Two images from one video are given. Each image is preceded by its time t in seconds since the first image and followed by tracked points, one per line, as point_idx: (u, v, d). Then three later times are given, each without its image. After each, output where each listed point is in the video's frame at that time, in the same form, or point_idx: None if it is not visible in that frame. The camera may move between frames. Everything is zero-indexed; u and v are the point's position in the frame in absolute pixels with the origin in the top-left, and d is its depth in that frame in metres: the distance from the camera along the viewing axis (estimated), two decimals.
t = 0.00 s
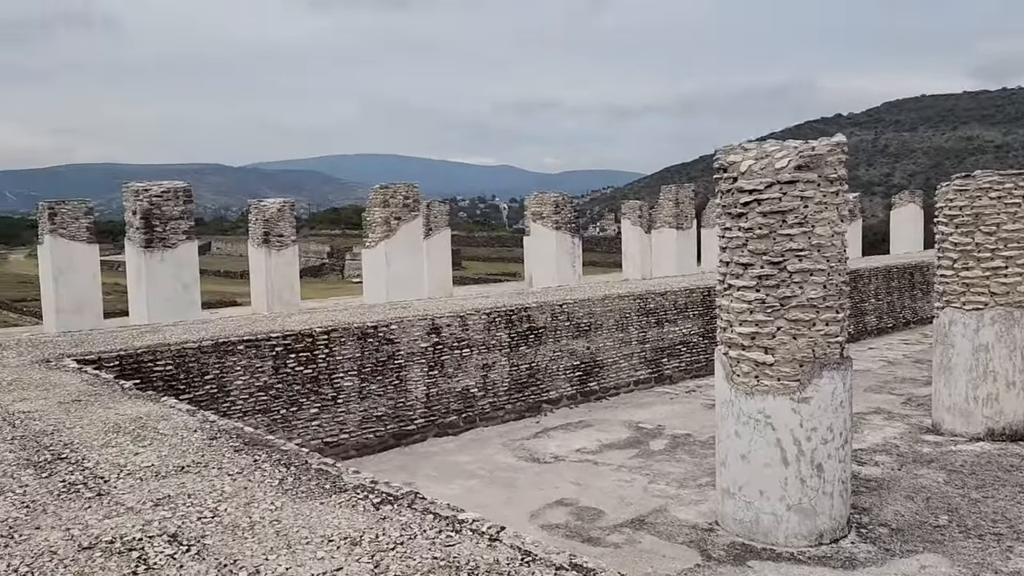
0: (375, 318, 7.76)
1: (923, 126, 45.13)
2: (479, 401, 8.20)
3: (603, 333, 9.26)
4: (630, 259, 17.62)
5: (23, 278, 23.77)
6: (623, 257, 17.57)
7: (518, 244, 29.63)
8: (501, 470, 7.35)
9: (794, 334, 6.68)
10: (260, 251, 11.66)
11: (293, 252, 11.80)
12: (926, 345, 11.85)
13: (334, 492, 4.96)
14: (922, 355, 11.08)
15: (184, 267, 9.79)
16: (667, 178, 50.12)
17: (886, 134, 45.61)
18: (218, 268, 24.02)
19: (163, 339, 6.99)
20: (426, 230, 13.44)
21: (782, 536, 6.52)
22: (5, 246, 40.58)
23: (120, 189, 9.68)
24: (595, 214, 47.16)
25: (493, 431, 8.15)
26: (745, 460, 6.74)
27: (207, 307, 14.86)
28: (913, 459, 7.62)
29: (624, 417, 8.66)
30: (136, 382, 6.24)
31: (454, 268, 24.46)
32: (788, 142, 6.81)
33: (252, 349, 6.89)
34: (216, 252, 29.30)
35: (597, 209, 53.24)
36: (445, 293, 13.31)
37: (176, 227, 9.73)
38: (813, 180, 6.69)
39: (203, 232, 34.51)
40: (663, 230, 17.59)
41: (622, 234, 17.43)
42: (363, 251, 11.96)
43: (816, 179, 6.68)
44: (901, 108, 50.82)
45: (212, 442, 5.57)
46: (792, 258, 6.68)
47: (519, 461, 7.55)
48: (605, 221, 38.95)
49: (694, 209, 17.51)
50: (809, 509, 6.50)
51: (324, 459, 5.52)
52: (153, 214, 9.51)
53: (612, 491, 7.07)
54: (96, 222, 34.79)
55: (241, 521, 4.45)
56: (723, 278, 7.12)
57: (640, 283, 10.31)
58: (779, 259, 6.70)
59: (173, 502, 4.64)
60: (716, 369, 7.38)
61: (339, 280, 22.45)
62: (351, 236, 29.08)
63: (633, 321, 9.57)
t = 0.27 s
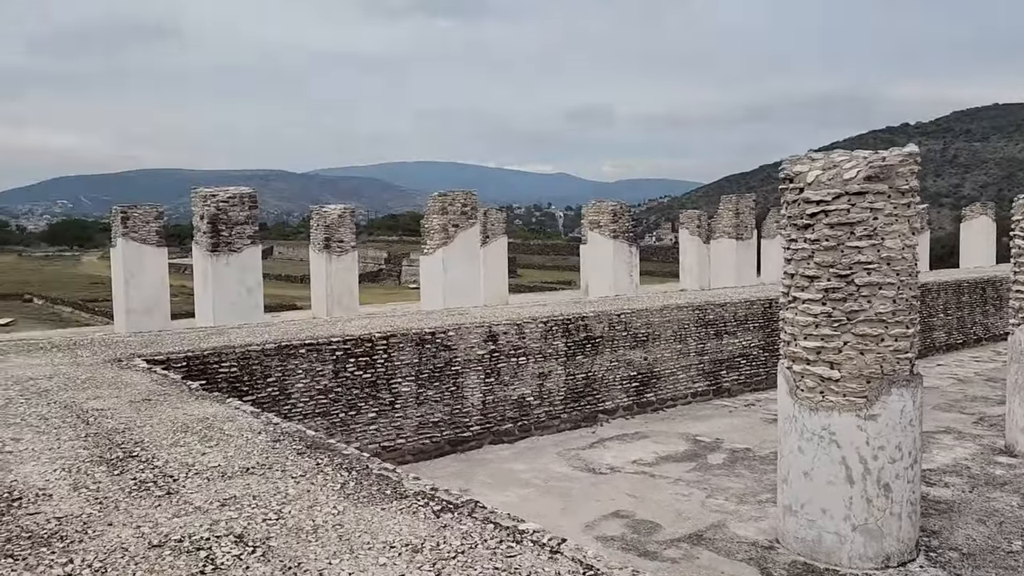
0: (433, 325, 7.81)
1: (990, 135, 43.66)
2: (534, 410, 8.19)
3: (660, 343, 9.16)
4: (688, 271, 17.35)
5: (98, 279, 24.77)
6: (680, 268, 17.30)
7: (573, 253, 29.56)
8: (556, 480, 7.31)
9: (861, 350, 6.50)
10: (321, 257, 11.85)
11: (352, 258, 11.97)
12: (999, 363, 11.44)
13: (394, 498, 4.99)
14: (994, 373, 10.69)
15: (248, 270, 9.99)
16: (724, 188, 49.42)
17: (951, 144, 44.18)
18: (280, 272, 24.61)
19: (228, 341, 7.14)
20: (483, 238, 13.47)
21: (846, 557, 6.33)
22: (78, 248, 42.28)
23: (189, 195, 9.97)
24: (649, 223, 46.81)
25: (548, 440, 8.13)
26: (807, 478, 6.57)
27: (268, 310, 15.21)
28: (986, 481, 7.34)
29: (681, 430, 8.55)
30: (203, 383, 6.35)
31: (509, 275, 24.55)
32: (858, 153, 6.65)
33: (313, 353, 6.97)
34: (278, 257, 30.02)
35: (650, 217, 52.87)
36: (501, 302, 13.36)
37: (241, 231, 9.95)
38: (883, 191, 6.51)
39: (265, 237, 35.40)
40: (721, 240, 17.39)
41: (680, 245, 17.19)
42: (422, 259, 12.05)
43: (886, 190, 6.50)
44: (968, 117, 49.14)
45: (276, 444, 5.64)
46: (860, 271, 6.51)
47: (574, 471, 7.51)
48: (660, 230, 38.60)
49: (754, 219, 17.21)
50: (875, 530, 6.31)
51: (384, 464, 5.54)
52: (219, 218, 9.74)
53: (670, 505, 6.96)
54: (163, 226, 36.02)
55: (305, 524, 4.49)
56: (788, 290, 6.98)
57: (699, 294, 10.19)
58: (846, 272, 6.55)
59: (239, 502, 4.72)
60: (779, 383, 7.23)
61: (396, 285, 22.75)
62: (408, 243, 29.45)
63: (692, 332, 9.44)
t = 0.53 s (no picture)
0: (467, 327, 7.82)
1: None
2: (568, 414, 8.16)
3: (696, 349, 9.08)
4: (723, 276, 17.13)
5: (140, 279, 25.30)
6: (716, 274, 17.09)
7: (607, 257, 29.43)
8: (589, 484, 7.27)
9: (903, 357, 6.38)
10: (356, 258, 11.94)
11: (387, 260, 12.05)
12: None
13: (429, 500, 4.99)
14: None
15: (285, 271, 10.11)
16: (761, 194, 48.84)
17: (993, 149, 43.18)
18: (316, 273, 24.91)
19: (266, 342, 7.20)
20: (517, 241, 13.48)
21: (886, 568, 6.20)
22: (118, 249, 43.19)
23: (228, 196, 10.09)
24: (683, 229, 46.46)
25: (581, 444, 8.09)
26: (846, 487, 6.45)
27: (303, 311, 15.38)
28: None
29: (717, 436, 8.46)
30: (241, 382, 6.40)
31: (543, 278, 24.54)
32: (901, 157, 6.53)
33: (349, 354, 7.01)
34: (313, 258, 30.39)
35: (682, 222, 52.52)
36: (533, 304, 13.36)
37: (279, 233, 10.05)
38: (927, 196, 6.39)
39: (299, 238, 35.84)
40: (757, 245, 17.21)
41: (716, 250, 16.98)
42: (455, 260, 12.10)
43: (931, 195, 6.38)
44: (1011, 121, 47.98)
45: (312, 444, 5.67)
46: (903, 277, 6.40)
47: (607, 476, 7.46)
48: (695, 235, 38.29)
49: (792, 224, 17.01)
50: (916, 541, 6.17)
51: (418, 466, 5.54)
52: (256, 220, 9.86)
53: (705, 512, 6.88)
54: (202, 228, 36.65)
55: (341, 524, 4.51)
56: (828, 296, 6.87)
57: (736, 299, 10.08)
58: (889, 278, 6.44)
59: (276, 502, 4.76)
60: (817, 390, 7.11)
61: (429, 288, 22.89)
62: (442, 245, 29.55)
63: (727, 338, 9.34)
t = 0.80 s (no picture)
0: (484, 330, 7.82)
1: None
2: (585, 417, 8.13)
3: (714, 353, 9.02)
4: (742, 280, 17.01)
5: (162, 280, 25.59)
6: (734, 277, 16.96)
7: (625, 260, 29.35)
8: (606, 488, 7.24)
9: (925, 363, 6.30)
10: (374, 260, 11.98)
11: (405, 262, 12.08)
12: None
13: (446, 502, 4.99)
14: None
15: (303, 272, 10.16)
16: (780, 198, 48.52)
17: (1015, 153, 42.63)
18: (335, 275, 25.06)
19: (284, 343, 7.23)
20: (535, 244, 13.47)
21: None
22: (139, 250, 43.66)
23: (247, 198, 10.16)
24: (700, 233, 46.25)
25: (598, 448, 8.07)
26: (867, 493, 6.38)
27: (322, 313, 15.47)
28: None
29: (735, 441, 8.41)
30: (260, 383, 6.43)
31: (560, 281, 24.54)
32: (924, 160, 6.46)
33: (366, 355, 7.03)
34: (332, 260, 30.58)
35: (700, 226, 52.27)
36: (551, 307, 13.35)
37: (297, 235, 10.11)
38: (951, 200, 6.31)
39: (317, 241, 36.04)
40: (777, 249, 17.10)
41: (735, 253, 16.87)
42: (473, 262, 12.10)
43: (954, 199, 6.31)
44: None
45: (329, 445, 5.69)
46: (925, 282, 6.33)
47: (625, 480, 7.43)
48: (714, 239, 38.12)
49: (812, 228, 16.88)
50: (938, 549, 6.10)
51: (436, 467, 5.54)
52: (275, 221, 9.92)
53: (722, 517, 6.83)
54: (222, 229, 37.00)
55: (358, 526, 4.53)
56: (849, 300, 6.81)
57: (755, 302, 10.01)
58: (911, 282, 6.37)
59: (292, 502, 4.78)
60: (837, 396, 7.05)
61: (447, 289, 22.96)
62: (459, 248, 29.62)
63: (746, 342, 9.28)
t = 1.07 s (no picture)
0: (485, 333, 7.82)
1: None
2: (586, 420, 8.13)
3: (716, 356, 9.02)
4: (744, 284, 16.98)
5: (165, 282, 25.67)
6: (737, 281, 16.92)
7: (627, 264, 29.34)
8: (606, 492, 7.23)
9: (926, 367, 6.29)
10: (376, 263, 11.99)
11: (407, 264, 12.09)
12: None
13: (446, 505, 5.00)
14: None
15: (306, 275, 10.18)
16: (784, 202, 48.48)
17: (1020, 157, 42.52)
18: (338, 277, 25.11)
19: (285, 345, 7.24)
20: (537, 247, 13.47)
21: None
22: (142, 252, 43.77)
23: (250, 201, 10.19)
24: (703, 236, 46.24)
25: (599, 451, 8.06)
26: (868, 498, 6.37)
27: (324, 315, 15.49)
28: None
29: (736, 445, 8.40)
30: (260, 385, 6.44)
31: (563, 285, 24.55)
32: (926, 164, 6.46)
33: (367, 358, 7.03)
34: (334, 262, 30.64)
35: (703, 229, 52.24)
36: (553, 310, 13.36)
37: (300, 237, 10.13)
38: (953, 204, 6.31)
39: (320, 243, 36.10)
40: (780, 253, 17.09)
41: (737, 257, 16.84)
42: (475, 265, 12.11)
43: (956, 203, 6.30)
44: None
45: (329, 447, 5.70)
46: (927, 286, 6.32)
47: (625, 483, 7.42)
48: (716, 242, 38.09)
49: (814, 232, 16.87)
50: (938, 554, 6.08)
51: (436, 471, 5.54)
52: (278, 224, 9.94)
53: (723, 521, 6.82)
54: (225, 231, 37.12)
55: (356, 528, 4.53)
56: (850, 304, 6.81)
57: (757, 306, 10.01)
58: (912, 286, 6.36)
59: (291, 505, 4.78)
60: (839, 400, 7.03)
61: (449, 292, 22.99)
62: (461, 251, 29.66)
63: (748, 346, 9.27)
